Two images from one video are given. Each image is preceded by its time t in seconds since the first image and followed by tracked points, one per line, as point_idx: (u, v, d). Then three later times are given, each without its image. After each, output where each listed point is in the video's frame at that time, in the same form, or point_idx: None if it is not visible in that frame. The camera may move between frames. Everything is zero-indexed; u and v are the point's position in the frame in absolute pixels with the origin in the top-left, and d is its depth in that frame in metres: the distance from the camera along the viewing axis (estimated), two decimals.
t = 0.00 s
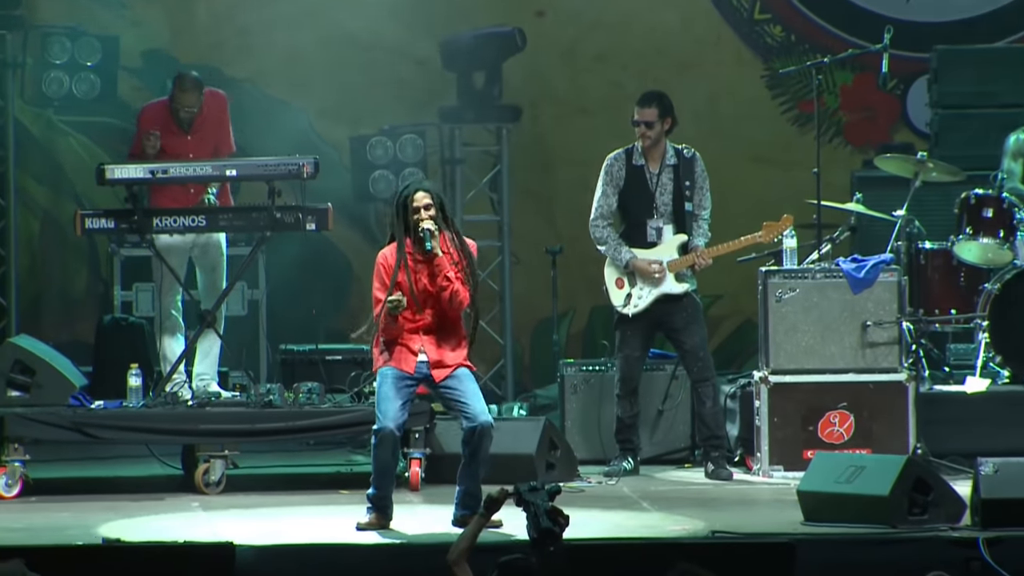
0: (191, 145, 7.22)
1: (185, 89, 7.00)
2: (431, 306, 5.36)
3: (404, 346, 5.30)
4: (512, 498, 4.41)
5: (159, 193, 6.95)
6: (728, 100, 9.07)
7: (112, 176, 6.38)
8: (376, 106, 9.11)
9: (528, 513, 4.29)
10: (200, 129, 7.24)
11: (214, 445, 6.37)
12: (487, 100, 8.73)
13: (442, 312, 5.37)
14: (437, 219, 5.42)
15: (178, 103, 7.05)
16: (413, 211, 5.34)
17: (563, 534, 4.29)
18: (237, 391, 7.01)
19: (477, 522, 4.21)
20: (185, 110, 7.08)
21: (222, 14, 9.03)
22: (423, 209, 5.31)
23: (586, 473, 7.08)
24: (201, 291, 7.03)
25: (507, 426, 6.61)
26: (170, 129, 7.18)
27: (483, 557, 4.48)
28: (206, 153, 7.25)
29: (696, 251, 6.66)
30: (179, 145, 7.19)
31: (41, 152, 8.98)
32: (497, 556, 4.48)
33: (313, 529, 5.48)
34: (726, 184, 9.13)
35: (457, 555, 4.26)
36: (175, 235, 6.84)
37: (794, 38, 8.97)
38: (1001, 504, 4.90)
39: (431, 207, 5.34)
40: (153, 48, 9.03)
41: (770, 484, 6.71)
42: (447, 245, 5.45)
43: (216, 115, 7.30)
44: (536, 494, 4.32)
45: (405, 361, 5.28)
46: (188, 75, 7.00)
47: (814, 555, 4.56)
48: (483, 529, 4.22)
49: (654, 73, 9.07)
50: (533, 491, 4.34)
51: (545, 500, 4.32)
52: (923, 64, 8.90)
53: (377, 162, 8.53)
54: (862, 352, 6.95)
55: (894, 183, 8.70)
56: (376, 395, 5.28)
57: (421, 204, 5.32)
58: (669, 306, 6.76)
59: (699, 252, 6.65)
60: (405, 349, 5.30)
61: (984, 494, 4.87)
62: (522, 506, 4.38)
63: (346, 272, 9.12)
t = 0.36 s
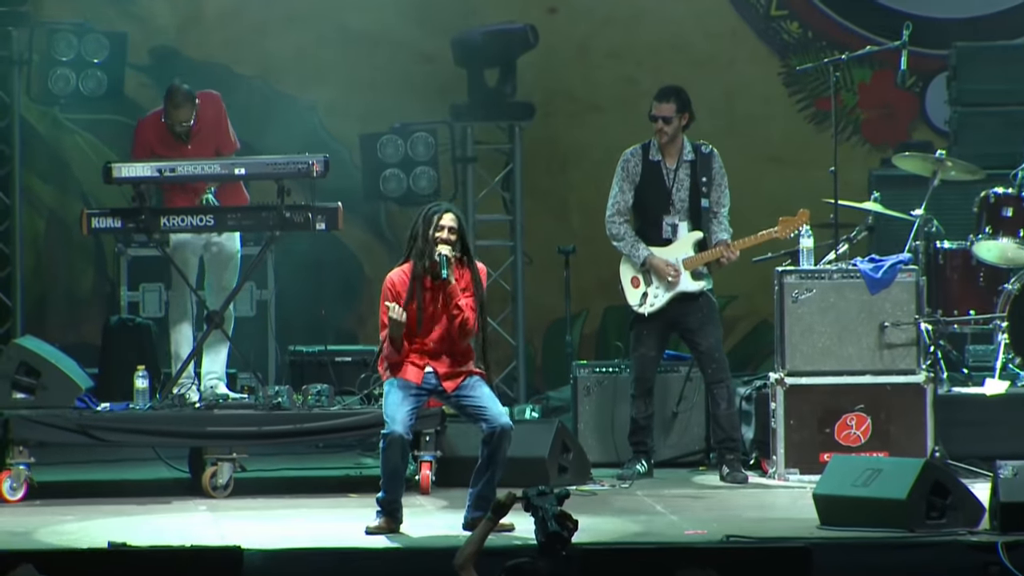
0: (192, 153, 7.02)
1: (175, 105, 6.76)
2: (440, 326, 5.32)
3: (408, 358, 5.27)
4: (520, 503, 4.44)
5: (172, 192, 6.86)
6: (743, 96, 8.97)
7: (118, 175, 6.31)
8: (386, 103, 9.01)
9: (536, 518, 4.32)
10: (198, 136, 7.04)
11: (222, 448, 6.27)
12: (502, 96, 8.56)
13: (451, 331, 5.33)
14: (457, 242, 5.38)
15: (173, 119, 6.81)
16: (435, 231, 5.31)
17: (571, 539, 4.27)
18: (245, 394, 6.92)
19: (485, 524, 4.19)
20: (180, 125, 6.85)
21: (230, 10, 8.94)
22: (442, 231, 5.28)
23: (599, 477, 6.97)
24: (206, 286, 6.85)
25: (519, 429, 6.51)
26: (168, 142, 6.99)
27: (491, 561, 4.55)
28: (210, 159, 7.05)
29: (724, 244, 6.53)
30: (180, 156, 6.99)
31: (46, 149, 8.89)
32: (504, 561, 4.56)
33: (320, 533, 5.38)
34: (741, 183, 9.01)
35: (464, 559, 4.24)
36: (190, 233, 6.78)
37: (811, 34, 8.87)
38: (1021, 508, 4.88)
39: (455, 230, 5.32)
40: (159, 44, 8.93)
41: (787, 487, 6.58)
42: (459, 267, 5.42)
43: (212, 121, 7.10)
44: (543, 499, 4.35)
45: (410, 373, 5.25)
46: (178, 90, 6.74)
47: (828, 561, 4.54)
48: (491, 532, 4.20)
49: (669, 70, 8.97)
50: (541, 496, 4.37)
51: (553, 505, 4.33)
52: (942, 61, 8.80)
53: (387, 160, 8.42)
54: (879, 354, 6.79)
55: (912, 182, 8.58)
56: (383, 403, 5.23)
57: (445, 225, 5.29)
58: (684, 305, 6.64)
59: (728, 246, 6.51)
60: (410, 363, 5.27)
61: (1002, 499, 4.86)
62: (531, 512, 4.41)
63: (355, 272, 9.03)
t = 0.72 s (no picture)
0: (183, 151, 6.96)
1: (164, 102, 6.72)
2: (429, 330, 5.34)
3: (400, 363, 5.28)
4: (511, 507, 4.53)
5: (157, 191, 6.79)
6: (742, 95, 8.91)
7: (110, 174, 6.25)
8: (382, 102, 8.95)
9: (528, 520, 4.42)
10: (190, 135, 6.98)
11: (215, 450, 6.20)
12: (497, 96, 8.49)
13: (440, 333, 5.35)
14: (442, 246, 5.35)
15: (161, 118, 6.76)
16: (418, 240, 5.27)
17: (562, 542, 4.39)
18: (239, 395, 6.85)
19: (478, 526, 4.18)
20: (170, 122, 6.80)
21: (225, 7, 8.88)
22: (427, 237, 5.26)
23: (596, 479, 6.91)
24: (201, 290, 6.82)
25: (514, 430, 6.43)
26: (160, 139, 6.94)
27: (484, 563, 4.48)
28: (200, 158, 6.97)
29: (722, 244, 6.45)
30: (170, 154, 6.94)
31: (37, 148, 8.83)
32: (496, 563, 4.49)
33: (311, 536, 5.31)
34: (740, 183, 8.95)
35: (456, 563, 4.19)
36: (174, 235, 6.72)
37: (811, 32, 8.82)
38: (1021, 511, 4.81)
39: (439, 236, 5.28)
40: (152, 42, 8.87)
41: (785, 490, 6.51)
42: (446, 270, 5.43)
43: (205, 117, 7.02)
44: (535, 501, 4.46)
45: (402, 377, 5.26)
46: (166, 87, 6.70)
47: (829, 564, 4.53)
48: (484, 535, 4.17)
49: (667, 68, 8.90)
50: (533, 498, 4.48)
51: (545, 507, 4.46)
52: (943, 58, 8.74)
53: (382, 159, 8.37)
54: (879, 355, 6.72)
55: (912, 182, 8.52)
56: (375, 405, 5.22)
57: (429, 235, 5.25)
58: (681, 306, 6.59)
59: (726, 246, 6.43)
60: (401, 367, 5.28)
61: (1002, 501, 4.79)
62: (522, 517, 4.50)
63: (350, 272, 8.97)
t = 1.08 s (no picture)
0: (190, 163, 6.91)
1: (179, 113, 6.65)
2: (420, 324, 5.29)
3: (393, 358, 5.22)
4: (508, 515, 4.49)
5: (153, 198, 6.80)
6: (738, 101, 8.92)
7: (108, 180, 6.21)
8: (380, 108, 8.97)
9: (524, 526, 4.39)
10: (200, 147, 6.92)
11: (212, 456, 6.20)
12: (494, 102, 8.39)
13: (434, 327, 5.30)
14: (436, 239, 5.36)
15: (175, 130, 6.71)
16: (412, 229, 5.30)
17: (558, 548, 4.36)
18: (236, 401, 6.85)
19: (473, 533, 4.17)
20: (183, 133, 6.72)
21: (222, 14, 8.89)
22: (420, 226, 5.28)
23: (594, 486, 6.91)
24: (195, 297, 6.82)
25: (511, 436, 6.42)
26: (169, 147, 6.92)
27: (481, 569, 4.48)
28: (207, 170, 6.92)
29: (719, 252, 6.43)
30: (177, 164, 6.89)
31: (34, 155, 8.84)
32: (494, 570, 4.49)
33: (307, 543, 5.31)
34: (737, 190, 8.96)
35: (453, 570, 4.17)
36: (172, 242, 6.69)
37: (808, 38, 8.82)
38: (1018, 518, 4.80)
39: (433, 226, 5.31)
40: (149, 49, 8.88)
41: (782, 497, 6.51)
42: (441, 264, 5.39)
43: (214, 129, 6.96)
44: (532, 508, 4.42)
45: (395, 374, 5.20)
46: (181, 100, 6.64)
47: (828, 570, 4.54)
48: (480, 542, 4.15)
49: (664, 74, 8.92)
50: (528, 505, 4.45)
51: (540, 513, 4.43)
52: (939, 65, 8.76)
53: (379, 166, 8.36)
54: (876, 361, 6.72)
55: (909, 189, 8.52)
56: (367, 405, 5.15)
57: (423, 222, 5.28)
58: (678, 312, 6.58)
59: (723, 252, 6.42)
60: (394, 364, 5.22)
61: (1000, 508, 4.78)
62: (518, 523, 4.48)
63: (348, 278, 8.99)
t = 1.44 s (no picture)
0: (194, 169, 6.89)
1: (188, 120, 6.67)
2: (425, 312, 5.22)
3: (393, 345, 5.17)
4: (509, 513, 4.20)
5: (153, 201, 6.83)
6: (736, 104, 8.94)
7: (107, 182, 6.22)
8: (379, 111, 8.99)
9: (526, 528, 4.09)
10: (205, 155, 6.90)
11: (211, 458, 6.20)
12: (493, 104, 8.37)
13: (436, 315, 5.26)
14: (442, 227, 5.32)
15: (185, 137, 6.72)
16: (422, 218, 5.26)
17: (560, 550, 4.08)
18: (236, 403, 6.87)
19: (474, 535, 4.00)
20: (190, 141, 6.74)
21: (220, 16, 8.90)
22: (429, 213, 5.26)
23: (593, 487, 6.92)
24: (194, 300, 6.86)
25: (510, 437, 6.42)
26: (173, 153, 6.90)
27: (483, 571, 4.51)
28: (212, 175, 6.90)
29: (719, 254, 6.45)
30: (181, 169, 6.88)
31: (33, 157, 8.84)
32: (499, 571, 4.53)
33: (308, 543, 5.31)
34: (736, 191, 8.99)
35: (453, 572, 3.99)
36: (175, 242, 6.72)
37: (806, 40, 8.83)
38: (1018, 518, 4.80)
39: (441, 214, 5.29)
40: (148, 51, 8.89)
41: (781, 497, 6.51)
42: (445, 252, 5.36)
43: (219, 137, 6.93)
44: (534, 509, 4.12)
45: (396, 363, 5.12)
46: (193, 107, 6.66)
47: (826, 571, 4.54)
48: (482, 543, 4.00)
49: (663, 76, 8.94)
50: (531, 506, 4.14)
51: (543, 515, 4.12)
52: (938, 67, 8.78)
53: (378, 168, 8.36)
54: (875, 363, 6.72)
55: (908, 190, 8.52)
56: (365, 404, 5.16)
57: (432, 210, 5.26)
58: (677, 314, 6.58)
59: (723, 255, 6.44)
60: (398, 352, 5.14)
61: (999, 509, 4.79)
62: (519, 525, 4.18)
63: (347, 280, 9.01)
